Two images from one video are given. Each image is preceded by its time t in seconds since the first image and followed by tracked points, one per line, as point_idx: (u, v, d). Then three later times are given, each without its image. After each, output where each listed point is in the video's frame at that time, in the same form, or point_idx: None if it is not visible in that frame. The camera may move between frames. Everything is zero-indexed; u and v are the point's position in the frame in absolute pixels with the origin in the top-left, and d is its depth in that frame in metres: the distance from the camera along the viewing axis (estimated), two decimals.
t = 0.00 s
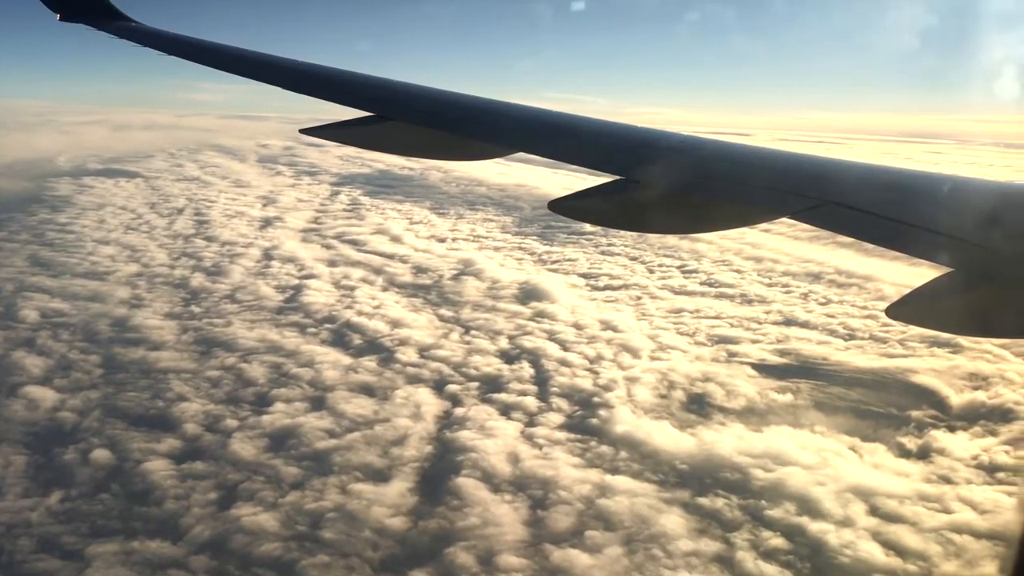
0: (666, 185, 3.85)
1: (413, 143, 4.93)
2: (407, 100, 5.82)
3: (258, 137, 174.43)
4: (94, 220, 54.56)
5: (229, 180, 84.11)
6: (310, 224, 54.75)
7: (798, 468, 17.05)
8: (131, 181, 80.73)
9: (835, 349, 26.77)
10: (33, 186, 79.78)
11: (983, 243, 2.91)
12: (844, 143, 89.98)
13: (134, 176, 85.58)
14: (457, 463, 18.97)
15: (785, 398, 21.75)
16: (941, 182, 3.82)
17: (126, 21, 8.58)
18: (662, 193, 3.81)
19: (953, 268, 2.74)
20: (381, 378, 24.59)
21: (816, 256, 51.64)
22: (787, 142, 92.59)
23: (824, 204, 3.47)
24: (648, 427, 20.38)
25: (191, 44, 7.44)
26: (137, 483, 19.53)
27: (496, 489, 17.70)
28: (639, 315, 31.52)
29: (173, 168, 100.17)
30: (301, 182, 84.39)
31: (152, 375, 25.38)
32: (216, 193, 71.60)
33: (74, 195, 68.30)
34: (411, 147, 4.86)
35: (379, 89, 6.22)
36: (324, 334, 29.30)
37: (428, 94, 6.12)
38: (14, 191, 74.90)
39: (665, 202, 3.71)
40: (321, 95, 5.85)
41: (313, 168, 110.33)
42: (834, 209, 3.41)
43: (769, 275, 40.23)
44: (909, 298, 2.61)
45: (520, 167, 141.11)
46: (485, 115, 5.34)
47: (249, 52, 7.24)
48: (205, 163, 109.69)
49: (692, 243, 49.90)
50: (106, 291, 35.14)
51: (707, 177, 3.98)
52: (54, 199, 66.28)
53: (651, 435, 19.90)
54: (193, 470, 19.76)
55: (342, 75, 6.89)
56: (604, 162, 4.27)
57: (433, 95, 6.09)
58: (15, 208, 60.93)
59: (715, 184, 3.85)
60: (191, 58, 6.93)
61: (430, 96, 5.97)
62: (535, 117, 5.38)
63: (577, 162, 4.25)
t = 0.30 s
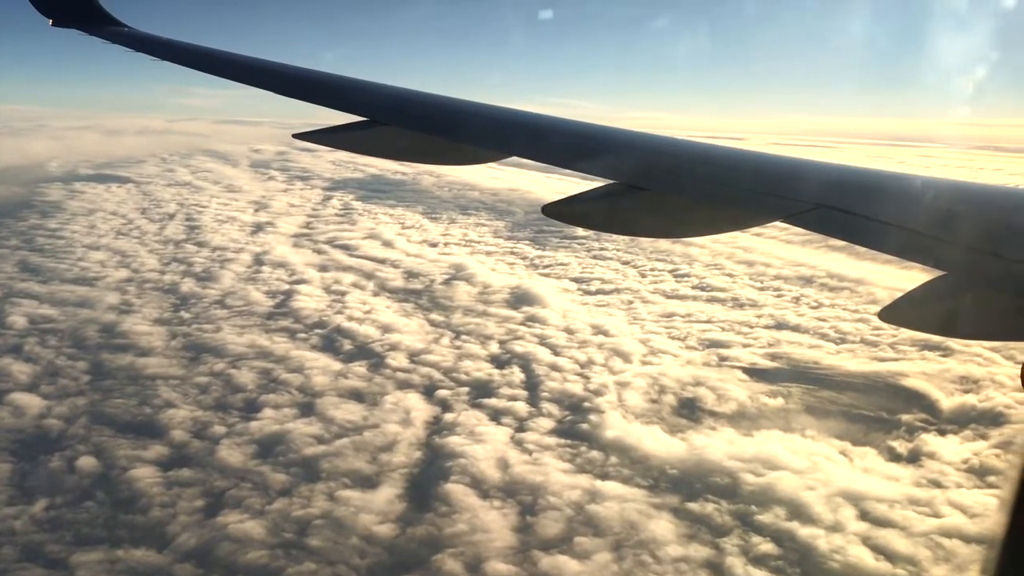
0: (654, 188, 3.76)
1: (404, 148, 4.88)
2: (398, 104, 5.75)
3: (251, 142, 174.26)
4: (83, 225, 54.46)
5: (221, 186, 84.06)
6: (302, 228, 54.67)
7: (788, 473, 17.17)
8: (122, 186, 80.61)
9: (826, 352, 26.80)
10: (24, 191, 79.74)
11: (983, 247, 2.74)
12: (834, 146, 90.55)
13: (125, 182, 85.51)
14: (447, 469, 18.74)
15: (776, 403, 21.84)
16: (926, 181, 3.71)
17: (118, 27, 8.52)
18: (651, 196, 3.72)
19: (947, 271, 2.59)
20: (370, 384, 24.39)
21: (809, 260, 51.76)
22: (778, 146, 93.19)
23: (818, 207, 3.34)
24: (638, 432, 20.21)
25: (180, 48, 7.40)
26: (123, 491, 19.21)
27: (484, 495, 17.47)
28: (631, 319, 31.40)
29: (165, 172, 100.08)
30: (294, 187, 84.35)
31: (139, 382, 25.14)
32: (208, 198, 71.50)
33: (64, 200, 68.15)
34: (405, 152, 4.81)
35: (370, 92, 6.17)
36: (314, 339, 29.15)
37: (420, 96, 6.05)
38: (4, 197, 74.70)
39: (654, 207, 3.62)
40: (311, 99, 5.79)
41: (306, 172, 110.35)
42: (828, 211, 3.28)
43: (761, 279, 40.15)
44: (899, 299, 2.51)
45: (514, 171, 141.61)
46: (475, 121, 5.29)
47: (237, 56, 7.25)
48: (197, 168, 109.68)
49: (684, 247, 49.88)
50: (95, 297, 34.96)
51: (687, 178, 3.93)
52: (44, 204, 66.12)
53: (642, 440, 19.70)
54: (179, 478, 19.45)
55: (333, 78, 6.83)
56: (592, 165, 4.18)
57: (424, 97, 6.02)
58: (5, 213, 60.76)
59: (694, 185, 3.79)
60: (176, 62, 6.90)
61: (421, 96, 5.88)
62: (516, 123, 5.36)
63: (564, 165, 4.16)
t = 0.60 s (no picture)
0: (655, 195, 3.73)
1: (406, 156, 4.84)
2: (399, 109, 5.75)
3: (254, 150, 175.14)
4: (86, 233, 54.74)
5: (224, 193, 84.55)
6: (304, 236, 54.80)
7: (789, 482, 17.05)
8: (126, 194, 81.22)
9: (829, 360, 26.61)
10: (29, 199, 80.39)
11: (989, 250, 2.63)
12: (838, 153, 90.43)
13: (128, 189, 86.09)
14: (446, 477, 18.56)
15: (777, 410, 21.69)
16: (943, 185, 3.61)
17: (124, 34, 8.52)
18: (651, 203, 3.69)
19: (949, 278, 2.49)
20: (369, 392, 24.26)
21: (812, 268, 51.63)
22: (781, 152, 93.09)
23: (819, 212, 3.27)
24: (639, 440, 20.06)
25: (183, 55, 7.40)
26: (120, 499, 19.03)
27: (483, 503, 17.24)
28: (633, 327, 31.21)
29: (168, 180, 100.77)
30: (297, 195, 84.68)
31: (138, 389, 25.06)
32: (210, 206, 71.86)
33: (68, 208, 68.61)
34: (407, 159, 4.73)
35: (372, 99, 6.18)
36: (314, 346, 29.07)
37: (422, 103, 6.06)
38: (8, 204, 75.26)
39: (652, 214, 3.60)
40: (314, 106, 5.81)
41: (309, 179, 110.88)
42: (827, 216, 3.21)
43: (764, 287, 40.00)
44: (904, 301, 2.45)
45: (517, 178, 141.97)
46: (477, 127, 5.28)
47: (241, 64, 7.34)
48: (201, 176, 110.39)
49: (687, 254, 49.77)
50: (96, 304, 35.00)
51: (691, 183, 3.90)
52: (48, 212, 66.57)
53: (642, 449, 19.60)
54: (177, 486, 19.27)
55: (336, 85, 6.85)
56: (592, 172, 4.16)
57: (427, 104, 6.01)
58: (9, 221, 61.20)
59: (696, 190, 3.76)
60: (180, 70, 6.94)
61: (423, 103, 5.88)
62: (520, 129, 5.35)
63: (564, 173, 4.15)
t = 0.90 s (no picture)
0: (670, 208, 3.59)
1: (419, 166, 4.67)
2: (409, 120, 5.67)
3: (268, 158, 176.45)
4: (101, 241, 55.39)
5: (237, 202, 85.34)
6: (317, 245, 55.14)
7: (801, 495, 16.97)
8: (140, 203, 82.26)
9: (842, 372, 26.35)
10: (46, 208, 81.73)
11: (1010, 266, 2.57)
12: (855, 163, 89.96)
13: (142, 198, 87.26)
14: (455, 488, 18.44)
15: (790, 422, 21.50)
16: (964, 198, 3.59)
17: (144, 46, 8.55)
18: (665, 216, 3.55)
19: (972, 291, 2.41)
20: (380, 402, 24.22)
21: (825, 278, 51.29)
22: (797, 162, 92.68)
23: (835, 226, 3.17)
24: (649, 452, 19.93)
25: (200, 67, 7.38)
26: (129, 508, 18.94)
27: (491, 514, 17.07)
28: (644, 337, 31.07)
29: (183, 188, 102.10)
30: (310, 203, 85.30)
31: (150, 399, 25.15)
32: (224, 215, 72.57)
33: (83, 216, 69.53)
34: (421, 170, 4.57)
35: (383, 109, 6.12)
36: (326, 356, 29.11)
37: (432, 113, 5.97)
38: (25, 213, 76.54)
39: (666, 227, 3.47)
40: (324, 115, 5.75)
41: (322, 189, 111.75)
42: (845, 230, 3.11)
43: (776, 297, 39.87)
44: (916, 314, 2.34)
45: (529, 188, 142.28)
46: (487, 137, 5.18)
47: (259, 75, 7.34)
48: (214, 184, 111.64)
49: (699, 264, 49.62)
50: (109, 313, 35.26)
51: (706, 195, 3.78)
52: (64, 220, 67.52)
53: (653, 460, 19.46)
54: (186, 496, 19.20)
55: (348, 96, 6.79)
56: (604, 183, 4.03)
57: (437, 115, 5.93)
58: (26, 229, 62.19)
59: (711, 202, 3.64)
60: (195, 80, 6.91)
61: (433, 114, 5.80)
62: (528, 140, 5.31)
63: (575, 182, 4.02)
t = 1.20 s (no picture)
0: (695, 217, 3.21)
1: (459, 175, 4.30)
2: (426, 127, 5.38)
3: (299, 170, 179.57)
4: (135, 251, 56.65)
5: (269, 212, 86.83)
6: (347, 255, 55.66)
7: (831, 510, 16.40)
8: (175, 213, 84.22)
9: (875, 386, 25.48)
10: (86, 217, 84.17)
11: None
12: (893, 174, 88.15)
13: (177, 209, 89.37)
14: (478, 500, 18.05)
15: (820, 436, 20.97)
16: None
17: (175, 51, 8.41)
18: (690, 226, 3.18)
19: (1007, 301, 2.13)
20: (405, 412, 24.01)
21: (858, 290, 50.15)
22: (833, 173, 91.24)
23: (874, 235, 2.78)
24: (676, 465, 19.37)
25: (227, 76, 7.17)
26: (154, 516, 18.82)
27: (516, 527, 16.63)
28: (672, 349, 30.54)
29: (217, 199, 104.46)
30: (342, 214, 86.45)
31: (178, 408, 25.30)
32: (256, 225, 73.87)
33: (119, 227, 71.39)
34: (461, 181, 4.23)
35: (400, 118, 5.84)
36: (353, 366, 29.07)
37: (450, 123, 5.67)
38: (65, 223, 78.98)
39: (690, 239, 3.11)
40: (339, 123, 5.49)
41: (353, 199, 113.25)
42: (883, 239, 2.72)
43: (808, 309, 39.09)
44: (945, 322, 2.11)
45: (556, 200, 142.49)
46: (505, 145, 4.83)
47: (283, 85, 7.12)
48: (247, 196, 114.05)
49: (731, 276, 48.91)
50: (141, 322, 35.84)
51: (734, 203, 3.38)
52: (100, 230, 69.37)
53: (679, 474, 18.92)
54: (211, 505, 19.06)
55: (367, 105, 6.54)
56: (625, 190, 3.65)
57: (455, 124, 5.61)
58: (65, 240, 64.04)
59: (740, 210, 3.24)
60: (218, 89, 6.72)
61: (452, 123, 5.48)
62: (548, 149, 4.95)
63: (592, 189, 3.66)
